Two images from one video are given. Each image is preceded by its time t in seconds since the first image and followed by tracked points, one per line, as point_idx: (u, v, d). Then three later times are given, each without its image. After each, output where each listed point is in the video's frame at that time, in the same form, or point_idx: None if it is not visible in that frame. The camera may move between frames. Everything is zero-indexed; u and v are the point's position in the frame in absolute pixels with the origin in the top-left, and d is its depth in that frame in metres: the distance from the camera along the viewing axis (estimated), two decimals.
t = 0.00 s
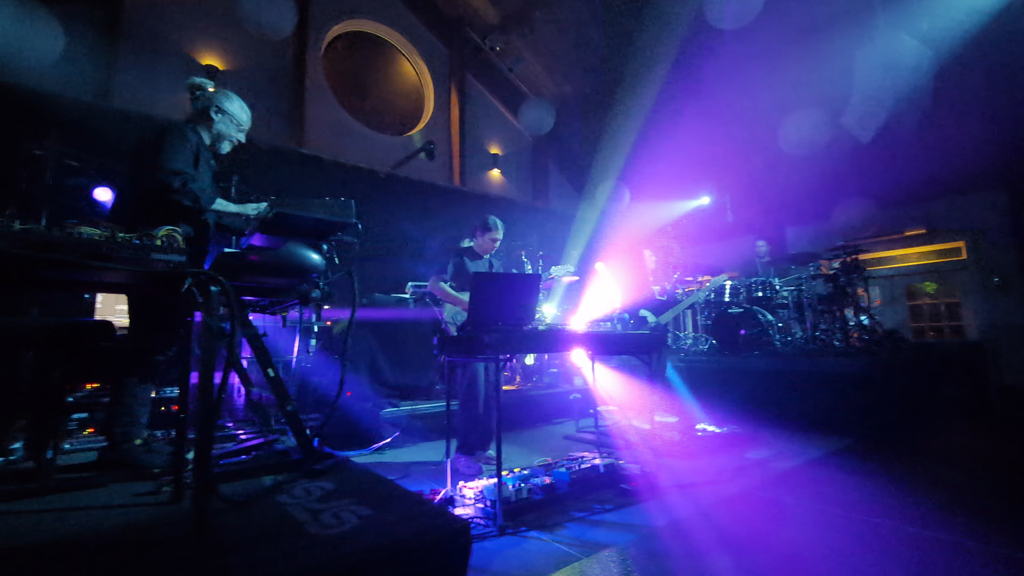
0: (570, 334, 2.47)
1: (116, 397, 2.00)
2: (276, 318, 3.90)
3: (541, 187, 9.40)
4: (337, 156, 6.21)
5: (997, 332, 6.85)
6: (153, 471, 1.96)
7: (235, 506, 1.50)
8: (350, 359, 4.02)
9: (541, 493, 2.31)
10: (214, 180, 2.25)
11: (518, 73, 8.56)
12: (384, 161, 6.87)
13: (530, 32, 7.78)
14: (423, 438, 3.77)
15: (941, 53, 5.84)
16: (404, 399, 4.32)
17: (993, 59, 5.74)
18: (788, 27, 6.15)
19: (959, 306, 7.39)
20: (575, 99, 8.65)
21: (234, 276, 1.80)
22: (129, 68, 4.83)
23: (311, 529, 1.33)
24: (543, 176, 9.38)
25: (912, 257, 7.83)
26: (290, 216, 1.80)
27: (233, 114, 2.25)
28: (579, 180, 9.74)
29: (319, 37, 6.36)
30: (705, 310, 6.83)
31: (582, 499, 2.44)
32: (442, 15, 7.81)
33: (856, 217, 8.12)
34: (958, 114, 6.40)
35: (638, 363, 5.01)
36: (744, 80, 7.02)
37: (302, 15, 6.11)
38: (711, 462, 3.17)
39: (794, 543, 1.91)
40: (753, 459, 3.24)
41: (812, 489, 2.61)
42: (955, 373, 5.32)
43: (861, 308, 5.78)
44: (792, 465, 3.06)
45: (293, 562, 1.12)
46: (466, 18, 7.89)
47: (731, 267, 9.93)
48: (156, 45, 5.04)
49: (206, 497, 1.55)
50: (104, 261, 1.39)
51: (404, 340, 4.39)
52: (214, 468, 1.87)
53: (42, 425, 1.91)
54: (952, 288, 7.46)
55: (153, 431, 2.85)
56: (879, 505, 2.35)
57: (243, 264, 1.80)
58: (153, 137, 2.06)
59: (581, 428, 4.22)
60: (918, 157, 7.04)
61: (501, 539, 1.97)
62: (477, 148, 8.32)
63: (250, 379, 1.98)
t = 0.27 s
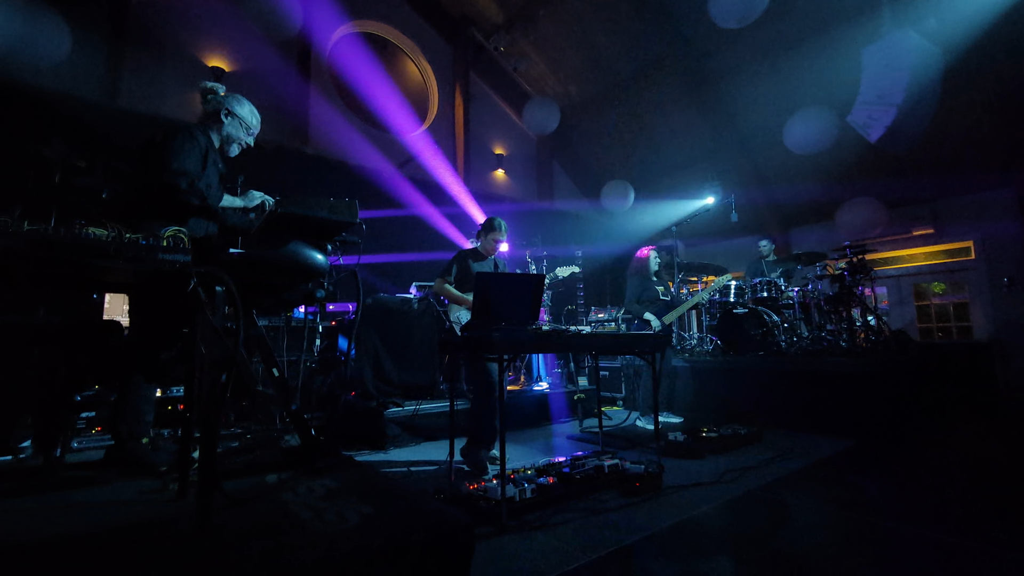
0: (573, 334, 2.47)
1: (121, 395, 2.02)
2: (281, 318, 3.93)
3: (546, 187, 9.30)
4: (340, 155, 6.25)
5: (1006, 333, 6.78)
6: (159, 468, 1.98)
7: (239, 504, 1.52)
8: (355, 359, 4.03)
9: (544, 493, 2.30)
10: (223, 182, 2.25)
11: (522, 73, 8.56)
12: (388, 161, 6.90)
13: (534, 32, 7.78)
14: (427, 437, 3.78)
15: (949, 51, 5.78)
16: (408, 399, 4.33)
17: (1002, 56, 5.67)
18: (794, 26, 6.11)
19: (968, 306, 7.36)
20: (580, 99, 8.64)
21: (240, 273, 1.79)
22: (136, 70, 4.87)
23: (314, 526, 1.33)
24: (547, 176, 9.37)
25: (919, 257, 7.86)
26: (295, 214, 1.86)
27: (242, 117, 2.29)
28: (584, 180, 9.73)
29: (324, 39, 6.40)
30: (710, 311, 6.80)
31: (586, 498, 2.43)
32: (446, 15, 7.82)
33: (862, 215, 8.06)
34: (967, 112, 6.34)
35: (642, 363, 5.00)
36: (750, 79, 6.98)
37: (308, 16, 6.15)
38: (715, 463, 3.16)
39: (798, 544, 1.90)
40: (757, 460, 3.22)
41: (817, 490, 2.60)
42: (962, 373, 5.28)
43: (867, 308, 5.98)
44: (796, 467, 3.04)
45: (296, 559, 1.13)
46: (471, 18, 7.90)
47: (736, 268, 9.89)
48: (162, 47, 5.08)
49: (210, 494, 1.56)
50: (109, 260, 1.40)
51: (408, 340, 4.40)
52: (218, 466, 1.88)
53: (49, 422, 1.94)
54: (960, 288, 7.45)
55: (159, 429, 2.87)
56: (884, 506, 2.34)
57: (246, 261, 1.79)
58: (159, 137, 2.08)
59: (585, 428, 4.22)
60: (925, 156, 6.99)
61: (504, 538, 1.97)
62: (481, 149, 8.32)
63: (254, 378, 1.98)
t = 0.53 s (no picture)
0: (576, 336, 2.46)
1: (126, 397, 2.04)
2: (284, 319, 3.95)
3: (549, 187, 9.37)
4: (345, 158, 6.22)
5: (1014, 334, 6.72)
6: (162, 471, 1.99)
7: (242, 506, 1.52)
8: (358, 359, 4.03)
9: (546, 495, 2.30)
10: (223, 183, 2.26)
11: (525, 73, 8.56)
12: (391, 162, 6.90)
13: (537, 32, 7.78)
14: (429, 438, 3.78)
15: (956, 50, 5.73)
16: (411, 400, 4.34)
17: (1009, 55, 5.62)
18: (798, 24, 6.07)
19: (974, 307, 7.32)
20: (583, 99, 8.63)
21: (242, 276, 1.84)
22: (141, 72, 4.90)
23: (316, 529, 1.34)
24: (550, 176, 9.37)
25: (925, 258, 7.78)
26: (300, 217, 1.84)
27: (246, 121, 2.29)
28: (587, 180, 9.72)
29: (327, 40, 6.41)
30: (714, 312, 6.76)
31: (588, 500, 2.43)
32: (449, 16, 7.84)
33: (864, 217, 8.07)
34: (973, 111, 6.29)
35: (645, 364, 4.99)
36: (754, 78, 6.94)
37: (311, 17, 6.17)
38: (718, 465, 3.14)
39: (801, 548, 1.89)
40: (761, 462, 3.21)
41: (821, 492, 2.59)
42: (968, 374, 5.24)
43: (874, 309, 5.99)
44: (801, 470, 3.02)
45: (299, 561, 1.13)
46: (473, 18, 7.90)
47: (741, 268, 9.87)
48: (168, 49, 5.12)
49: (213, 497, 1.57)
50: (114, 263, 1.41)
51: (411, 340, 4.41)
52: (222, 468, 1.89)
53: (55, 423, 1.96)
54: (968, 288, 7.38)
55: (163, 430, 2.89)
56: (888, 508, 2.32)
57: (247, 264, 1.82)
58: (162, 140, 2.08)
59: (588, 429, 4.21)
60: (931, 155, 6.94)
61: (505, 541, 1.96)
62: (485, 149, 8.32)
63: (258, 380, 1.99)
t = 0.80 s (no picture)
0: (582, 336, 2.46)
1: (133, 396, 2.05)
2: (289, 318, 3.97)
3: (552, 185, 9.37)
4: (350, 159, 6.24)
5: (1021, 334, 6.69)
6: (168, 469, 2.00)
7: (248, 505, 1.53)
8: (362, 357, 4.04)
9: (550, 495, 2.30)
10: (229, 185, 2.27)
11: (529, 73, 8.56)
12: (395, 163, 6.92)
13: (541, 33, 7.78)
14: (433, 438, 3.79)
15: (963, 48, 5.68)
16: (415, 399, 4.35)
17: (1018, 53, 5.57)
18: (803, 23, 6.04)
19: (981, 307, 7.50)
20: (587, 99, 8.63)
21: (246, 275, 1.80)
22: (148, 73, 4.93)
23: (321, 527, 1.34)
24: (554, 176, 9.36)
25: (931, 258, 7.87)
26: (306, 217, 1.82)
27: (253, 123, 2.31)
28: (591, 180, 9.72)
29: (332, 41, 6.43)
30: (718, 312, 6.75)
31: (593, 500, 2.42)
32: (453, 16, 7.85)
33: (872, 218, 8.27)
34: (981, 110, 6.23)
35: (649, 364, 4.98)
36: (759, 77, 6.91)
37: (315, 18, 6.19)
38: (723, 465, 3.13)
39: (807, 550, 1.88)
40: (765, 462, 3.20)
41: (826, 493, 2.58)
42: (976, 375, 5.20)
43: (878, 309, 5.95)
44: (806, 470, 3.01)
45: (304, 560, 1.13)
46: (477, 18, 7.90)
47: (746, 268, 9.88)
48: (174, 50, 5.15)
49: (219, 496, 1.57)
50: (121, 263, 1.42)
51: (415, 340, 4.42)
52: (227, 467, 1.90)
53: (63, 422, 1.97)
54: (975, 287, 7.54)
55: (169, 429, 2.91)
56: (896, 511, 2.30)
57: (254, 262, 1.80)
58: (168, 141, 2.09)
59: (591, 429, 4.22)
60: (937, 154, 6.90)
61: (509, 540, 1.97)
62: (489, 149, 8.33)
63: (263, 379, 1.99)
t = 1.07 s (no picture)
0: (585, 337, 2.46)
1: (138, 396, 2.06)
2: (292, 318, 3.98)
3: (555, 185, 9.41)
4: (353, 158, 6.29)
5: None
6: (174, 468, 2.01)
7: (252, 504, 1.53)
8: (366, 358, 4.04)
9: (553, 495, 2.30)
10: (229, 184, 2.30)
11: (532, 73, 8.55)
12: (398, 163, 6.92)
13: (544, 33, 7.77)
14: (436, 438, 3.79)
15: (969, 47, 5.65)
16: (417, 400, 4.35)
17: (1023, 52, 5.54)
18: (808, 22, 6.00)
19: (988, 308, 7.38)
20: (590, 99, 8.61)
21: (252, 276, 1.83)
22: (152, 75, 4.95)
23: (326, 527, 1.35)
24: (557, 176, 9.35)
25: (937, 258, 7.89)
26: (310, 219, 1.82)
27: (253, 123, 2.33)
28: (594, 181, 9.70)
29: (335, 41, 6.44)
30: (721, 312, 6.73)
31: (596, 501, 2.42)
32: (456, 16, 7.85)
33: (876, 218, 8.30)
34: (987, 109, 6.19)
35: (652, 365, 4.96)
36: (763, 76, 6.88)
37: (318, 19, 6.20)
38: (726, 466, 3.12)
39: (812, 550, 1.87)
40: (769, 463, 3.19)
41: (831, 494, 2.57)
42: (980, 375, 5.19)
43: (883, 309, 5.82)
44: (810, 471, 3.00)
45: (309, 559, 1.14)
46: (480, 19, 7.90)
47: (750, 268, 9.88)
48: (177, 52, 5.16)
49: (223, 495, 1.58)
50: (126, 265, 1.44)
51: (418, 341, 4.43)
52: (232, 466, 1.91)
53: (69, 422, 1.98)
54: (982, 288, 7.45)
55: (174, 429, 2.92)
56: (902, 511, 2.28)
57: (260, 264, 1.84)
58: (171, 140, 2.11)
59: (594, 430, 4.21)
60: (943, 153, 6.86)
61: (513, 540, 1.97)
62: (492, 149, 8.33)
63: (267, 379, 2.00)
